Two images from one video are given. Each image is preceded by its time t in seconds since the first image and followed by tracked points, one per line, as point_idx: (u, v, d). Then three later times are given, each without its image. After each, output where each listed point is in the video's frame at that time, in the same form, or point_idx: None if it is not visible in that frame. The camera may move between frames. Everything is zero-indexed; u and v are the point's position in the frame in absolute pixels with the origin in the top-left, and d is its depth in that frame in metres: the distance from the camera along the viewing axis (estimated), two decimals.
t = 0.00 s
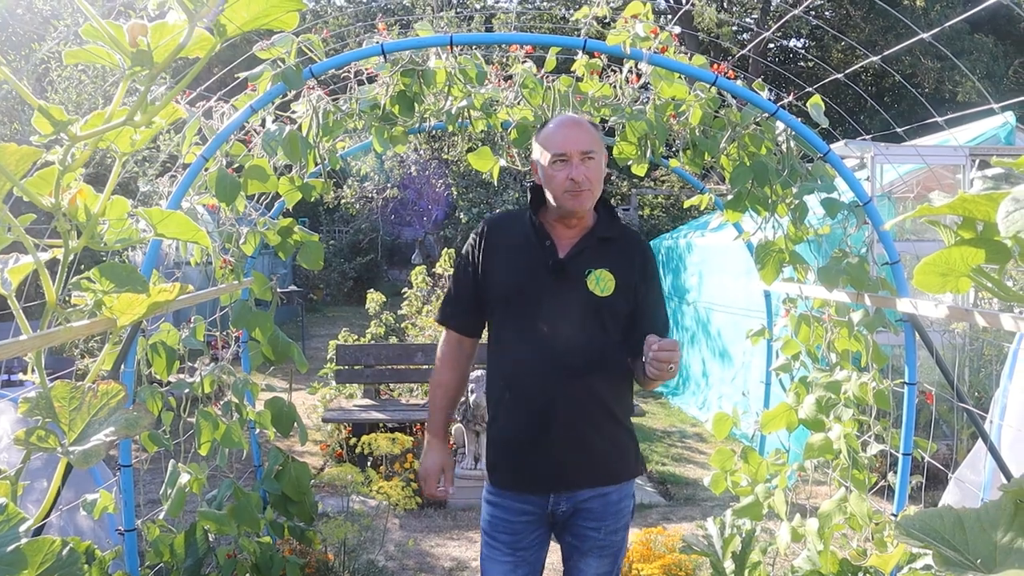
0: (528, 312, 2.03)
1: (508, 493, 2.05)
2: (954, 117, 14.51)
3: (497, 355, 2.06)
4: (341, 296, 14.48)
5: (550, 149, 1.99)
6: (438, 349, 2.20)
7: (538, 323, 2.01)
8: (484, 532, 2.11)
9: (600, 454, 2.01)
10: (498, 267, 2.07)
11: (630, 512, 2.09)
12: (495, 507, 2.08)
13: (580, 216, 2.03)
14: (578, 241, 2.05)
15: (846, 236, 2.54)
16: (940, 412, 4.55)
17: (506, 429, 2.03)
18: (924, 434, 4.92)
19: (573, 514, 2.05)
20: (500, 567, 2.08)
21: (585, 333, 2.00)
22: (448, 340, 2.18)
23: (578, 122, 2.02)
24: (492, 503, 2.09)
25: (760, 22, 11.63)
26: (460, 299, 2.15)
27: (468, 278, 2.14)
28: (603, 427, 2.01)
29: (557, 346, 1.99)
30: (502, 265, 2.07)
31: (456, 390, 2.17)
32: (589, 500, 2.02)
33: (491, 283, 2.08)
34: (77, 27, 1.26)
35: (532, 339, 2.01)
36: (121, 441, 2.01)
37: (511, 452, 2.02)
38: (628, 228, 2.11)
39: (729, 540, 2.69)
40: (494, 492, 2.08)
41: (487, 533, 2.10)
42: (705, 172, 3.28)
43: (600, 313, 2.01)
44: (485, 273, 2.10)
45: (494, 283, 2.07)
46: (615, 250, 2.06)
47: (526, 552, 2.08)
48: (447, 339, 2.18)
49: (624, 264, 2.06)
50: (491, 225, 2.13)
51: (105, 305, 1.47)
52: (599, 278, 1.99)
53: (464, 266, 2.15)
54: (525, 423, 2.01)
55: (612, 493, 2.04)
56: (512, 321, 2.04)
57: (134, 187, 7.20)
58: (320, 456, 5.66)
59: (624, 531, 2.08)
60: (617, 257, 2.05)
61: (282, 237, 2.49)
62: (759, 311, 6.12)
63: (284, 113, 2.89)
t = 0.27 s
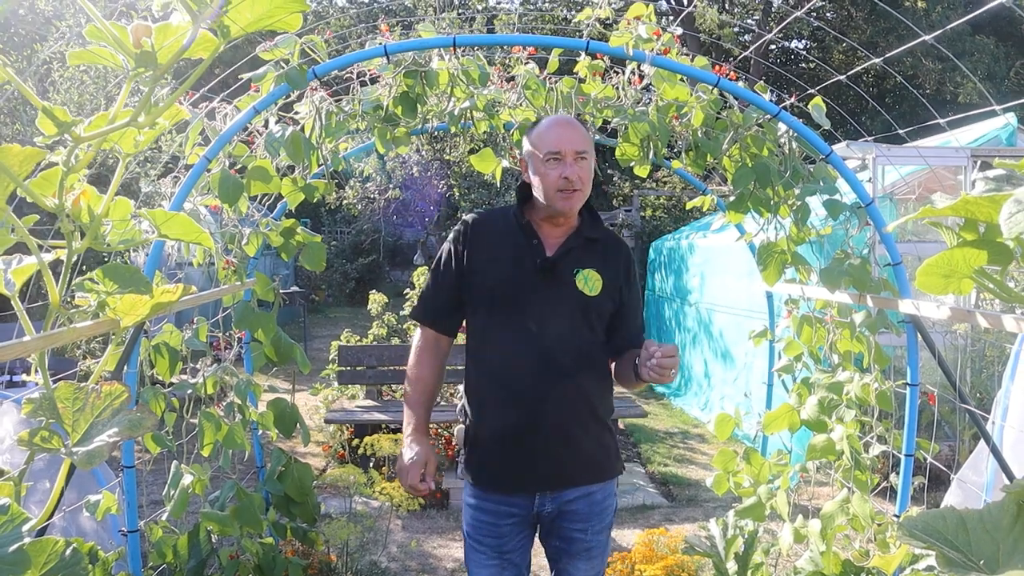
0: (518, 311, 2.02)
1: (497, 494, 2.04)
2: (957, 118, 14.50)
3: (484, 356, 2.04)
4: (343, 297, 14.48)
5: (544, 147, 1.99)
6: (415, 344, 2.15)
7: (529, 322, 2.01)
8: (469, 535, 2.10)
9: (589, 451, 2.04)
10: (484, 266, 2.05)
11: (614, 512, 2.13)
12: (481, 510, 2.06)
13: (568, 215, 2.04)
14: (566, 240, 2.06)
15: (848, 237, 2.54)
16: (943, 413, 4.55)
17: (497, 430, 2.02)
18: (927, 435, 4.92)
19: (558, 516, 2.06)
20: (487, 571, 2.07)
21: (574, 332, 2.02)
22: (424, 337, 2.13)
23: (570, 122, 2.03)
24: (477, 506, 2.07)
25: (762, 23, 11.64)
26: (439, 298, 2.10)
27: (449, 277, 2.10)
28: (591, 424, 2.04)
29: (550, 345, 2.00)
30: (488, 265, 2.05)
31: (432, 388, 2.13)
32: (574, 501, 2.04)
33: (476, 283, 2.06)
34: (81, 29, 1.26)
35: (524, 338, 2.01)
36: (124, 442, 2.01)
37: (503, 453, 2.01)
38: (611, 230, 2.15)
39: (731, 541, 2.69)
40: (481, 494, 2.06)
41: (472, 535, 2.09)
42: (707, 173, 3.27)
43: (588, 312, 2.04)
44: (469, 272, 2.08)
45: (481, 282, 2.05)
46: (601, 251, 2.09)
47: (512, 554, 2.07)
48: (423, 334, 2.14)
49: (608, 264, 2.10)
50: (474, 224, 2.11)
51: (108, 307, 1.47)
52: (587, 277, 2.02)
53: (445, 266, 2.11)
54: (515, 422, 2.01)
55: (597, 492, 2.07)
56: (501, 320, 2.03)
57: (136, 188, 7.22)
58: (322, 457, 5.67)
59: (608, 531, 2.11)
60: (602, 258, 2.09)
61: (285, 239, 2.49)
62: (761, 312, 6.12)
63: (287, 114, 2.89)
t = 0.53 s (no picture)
0: (516, 312, 2.02)
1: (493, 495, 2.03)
2: (965, 119, 14.45)
3: (481, 357, 2.03)
4: (351, 299, 14.51)
5: (542, 147, 1.99)
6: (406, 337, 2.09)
7: (527, 322, 2.01)
8: (462, 537, 2.09)
9: (584, 452, 2.05)
10: (481, 268, 2.05)
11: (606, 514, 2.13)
12: (476, 511, 2.05)
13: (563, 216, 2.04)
14: (561, 241, 2.06)
15: (856, 239, 2.53)
16: (951, 415, 4.53)
17: (495, 431, 2.01)
18: (935, 437, 4.90)
19: (555, 519, 2.06)
20: (482, 571, 2.07)
21: (571, 332, 2.03)
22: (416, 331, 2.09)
23: (568, 124, 2.03)
24: (471, 507, 2.06)
25: (769, 24, 11.62)
26: (433, 297, 2.08)
27: (444, 278, 2.09)
28: (586, 424, 2.06)
29: (548, 345, 2.01)
30: (485, 267, 2.05)
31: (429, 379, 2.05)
32: (566, 503, 2.05)
33: (473, 283, 2.06)
34: (90, 33, 1.27)
35: (523, 338, 2.01)
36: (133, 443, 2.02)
37: (501, 454, 2.01)
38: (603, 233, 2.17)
39: (739, 543, 2.68)
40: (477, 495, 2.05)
41: (467, 537, 2.07)
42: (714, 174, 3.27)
43: (584, 313, 2.05)
44: (466, 273, 2.07)
45: (478, 283, 2.05)
46: (595, 252, 2.11)
47: (506, 555, 2.07)
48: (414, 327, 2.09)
49: (603, 265, 2.11)
50: (469, 225, 2.10)
51: (117, 309, 1.48)
52: (582, 279, 2.03)
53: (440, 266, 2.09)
54: (513, 423, 2.00)
55: (588, 493, 2.07)
56: (499, 321, 2.03)
57: (144, 191, 7.26)
58: (329, 459, 5.67)
59: (601, 533, 2.11)
60: (596, 259, 2.10)
61: (292, 241, 2.49)
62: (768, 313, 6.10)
63: (294, 116, 2.90)
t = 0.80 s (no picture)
0: (515, 315, 2.02)
1: (496, 498, 2.03)
2: (968, 120, 14.44)
3: (482, 361, 2.03)
4: (353, 301, 14.52)
5: (530, 153, 1.99)
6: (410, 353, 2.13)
7: (527, 325, 2.01)
8: (463, 540, 2.09)
9: (586, 453, 2.05)
10: (478, 272, 2.05)
11: (607, 518, 2.13)
12: (477, 514, 2.05)
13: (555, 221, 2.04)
14: (555, 244, 2.06)
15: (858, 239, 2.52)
16: (954, 416, 4.52)
17: (498, 433, 2.01)
18: (938, 438, 4.89)
19: (556, 522, 2.06)
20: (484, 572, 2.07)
21: (571, 334, 2.03)
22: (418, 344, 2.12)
23: (556, 128, 2.03)
24: (473, 510, 2.06)
25: (771, 25, 11.63)
26: (433, 306, 2.09)
27: (442, 284, 2.10)
28: (588, 425, 2.06)
29: (549, 347, 2.01)
30: (484, 271, 2.05)
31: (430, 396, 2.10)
32: (565, 506, 2.04)
33: (471, 288, 2.06)
34: (91, 35, 1.27)
35: (524, 341, 2.01)
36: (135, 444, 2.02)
37: (504, 457, 2.01)
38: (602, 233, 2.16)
39: (741, 544, 2.68)
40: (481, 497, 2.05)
41: (469, 539, 2.08)
42: (715, 176, 3.27)
43: (584, 313, 2.05)
44: (463, 278, 2.07)
45: (476, 288, 2.05)
46: (592, 253, 2.10)
47: (507, 557, 2.07)
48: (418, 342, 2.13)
49: (601, 265, 2.11)
50: (464, 230, 2.11)
51: (120, 310, 1.48)
52: (578, 279, 2.02)
53: (437, 273, 2.10)
54: (517, 424, 2.00)
55: (588, 496, 2.06)
56: (498, 325, 2.03)
57: (147, 193, 7.28)
58: (332, 460, 5.68)
59: (601, 537, 2.10)
60: (594, 260, 2.10)
61: (294, 242, 2.54)
62: (770, 314, 6.10)
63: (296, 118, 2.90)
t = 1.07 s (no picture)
0: (517, 315, 2.03)
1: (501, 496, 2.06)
2: (968, 120, 14.45)
3: (485, 360, 2.06)
4: (353, 302, 14.52)
5: (526, 148, 2.00)
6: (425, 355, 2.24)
7: (528, 325, 2.02)
8: (471, 535, 2.14)
9: (592, 454, 2.04)
10: (481, 272, 2.08)
11: (613, 520, 2.11)
12: (483, 510, 2.09)
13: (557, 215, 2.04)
14: (558, 241, 2.06)
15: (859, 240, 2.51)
16: (955, 417, 4.52)
17: (500, 432, 2.02)
18: (939, 439, 4.88)
19: (559, 521, 2.06)
20: (490, 568, 2.11)
21: (573, 334, 2.02)
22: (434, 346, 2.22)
23: (553, 122, 2.03)
24: (479, 506, 2.10)
25: (772, 25, 11.63)
26: (444, 307, 2.17)
27: (451, 285, 2.16)
28: (593, 426, 2.04)
29: (551, 347, 2.00)
30: (487, 270, 2.07)
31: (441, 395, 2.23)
32: (567, 507, 2.04)
33: (475, 288, 2.08)
34: (91, 36, 1.27)
35: (526, 341, 2.02)
36: (135, 445, 2.02)
37: (507, 456, 2.03)
38: (610, 229, 2.13)
39: (741, 545, 2.67)
40: (486, 495, 2.08)
41: (476, 535, 2.12)
42: (716, 176, 3.27)
43: (587, 313, 2.03)
44: (467, 278, 2.11)
45: (479, 288, 2.08)
46: (597, 250, 2.08)
47: (511, 553, 2.10)
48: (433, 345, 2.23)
49: (606, 263, 2.08)
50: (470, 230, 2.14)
51: (120, 311, 1.47)
52: (579, 279, 2.01)
53: (446, 274, 2.16)
54: (519, 423, 2.01)
55: (592, 498, 2.05)
56: (501, 325, 2.05)
57: (148, 194, 7.29)
58: (332, 461, 5.68)
59: (607, 539, 2.09)
60: (597, 257, 2.07)
61: (294, 243, 2.54)
62: (771, 315, 6.09)
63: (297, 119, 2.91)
